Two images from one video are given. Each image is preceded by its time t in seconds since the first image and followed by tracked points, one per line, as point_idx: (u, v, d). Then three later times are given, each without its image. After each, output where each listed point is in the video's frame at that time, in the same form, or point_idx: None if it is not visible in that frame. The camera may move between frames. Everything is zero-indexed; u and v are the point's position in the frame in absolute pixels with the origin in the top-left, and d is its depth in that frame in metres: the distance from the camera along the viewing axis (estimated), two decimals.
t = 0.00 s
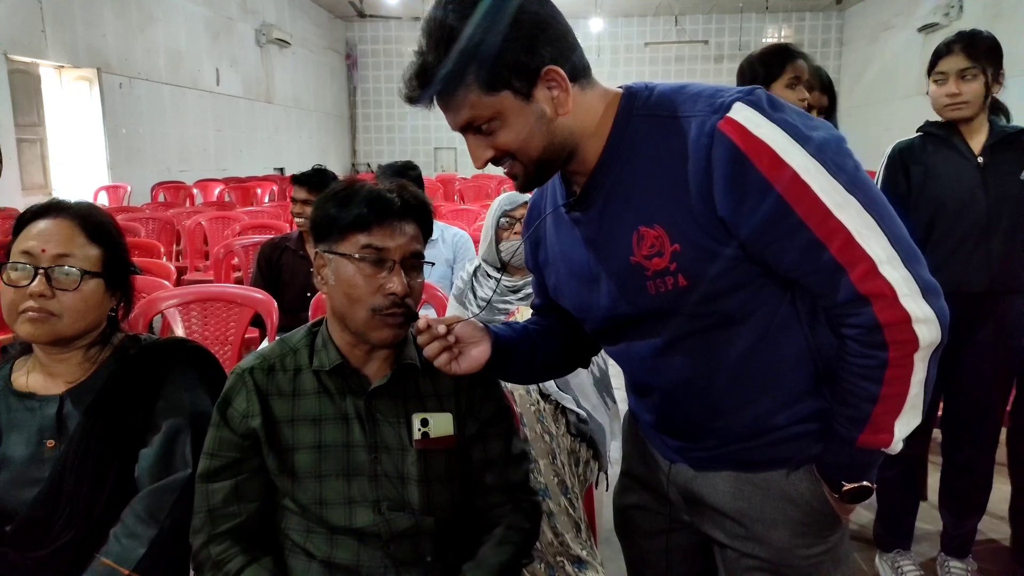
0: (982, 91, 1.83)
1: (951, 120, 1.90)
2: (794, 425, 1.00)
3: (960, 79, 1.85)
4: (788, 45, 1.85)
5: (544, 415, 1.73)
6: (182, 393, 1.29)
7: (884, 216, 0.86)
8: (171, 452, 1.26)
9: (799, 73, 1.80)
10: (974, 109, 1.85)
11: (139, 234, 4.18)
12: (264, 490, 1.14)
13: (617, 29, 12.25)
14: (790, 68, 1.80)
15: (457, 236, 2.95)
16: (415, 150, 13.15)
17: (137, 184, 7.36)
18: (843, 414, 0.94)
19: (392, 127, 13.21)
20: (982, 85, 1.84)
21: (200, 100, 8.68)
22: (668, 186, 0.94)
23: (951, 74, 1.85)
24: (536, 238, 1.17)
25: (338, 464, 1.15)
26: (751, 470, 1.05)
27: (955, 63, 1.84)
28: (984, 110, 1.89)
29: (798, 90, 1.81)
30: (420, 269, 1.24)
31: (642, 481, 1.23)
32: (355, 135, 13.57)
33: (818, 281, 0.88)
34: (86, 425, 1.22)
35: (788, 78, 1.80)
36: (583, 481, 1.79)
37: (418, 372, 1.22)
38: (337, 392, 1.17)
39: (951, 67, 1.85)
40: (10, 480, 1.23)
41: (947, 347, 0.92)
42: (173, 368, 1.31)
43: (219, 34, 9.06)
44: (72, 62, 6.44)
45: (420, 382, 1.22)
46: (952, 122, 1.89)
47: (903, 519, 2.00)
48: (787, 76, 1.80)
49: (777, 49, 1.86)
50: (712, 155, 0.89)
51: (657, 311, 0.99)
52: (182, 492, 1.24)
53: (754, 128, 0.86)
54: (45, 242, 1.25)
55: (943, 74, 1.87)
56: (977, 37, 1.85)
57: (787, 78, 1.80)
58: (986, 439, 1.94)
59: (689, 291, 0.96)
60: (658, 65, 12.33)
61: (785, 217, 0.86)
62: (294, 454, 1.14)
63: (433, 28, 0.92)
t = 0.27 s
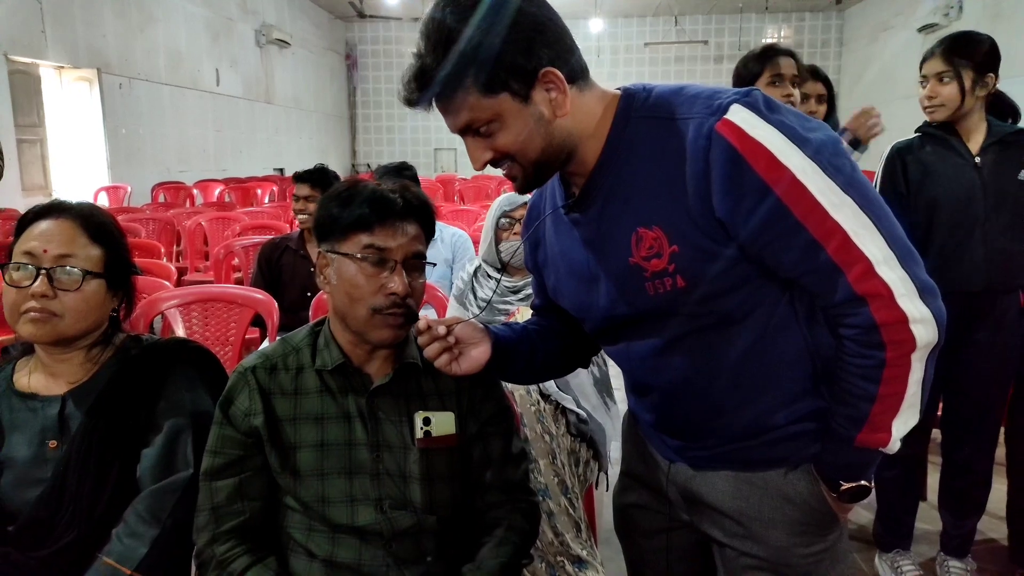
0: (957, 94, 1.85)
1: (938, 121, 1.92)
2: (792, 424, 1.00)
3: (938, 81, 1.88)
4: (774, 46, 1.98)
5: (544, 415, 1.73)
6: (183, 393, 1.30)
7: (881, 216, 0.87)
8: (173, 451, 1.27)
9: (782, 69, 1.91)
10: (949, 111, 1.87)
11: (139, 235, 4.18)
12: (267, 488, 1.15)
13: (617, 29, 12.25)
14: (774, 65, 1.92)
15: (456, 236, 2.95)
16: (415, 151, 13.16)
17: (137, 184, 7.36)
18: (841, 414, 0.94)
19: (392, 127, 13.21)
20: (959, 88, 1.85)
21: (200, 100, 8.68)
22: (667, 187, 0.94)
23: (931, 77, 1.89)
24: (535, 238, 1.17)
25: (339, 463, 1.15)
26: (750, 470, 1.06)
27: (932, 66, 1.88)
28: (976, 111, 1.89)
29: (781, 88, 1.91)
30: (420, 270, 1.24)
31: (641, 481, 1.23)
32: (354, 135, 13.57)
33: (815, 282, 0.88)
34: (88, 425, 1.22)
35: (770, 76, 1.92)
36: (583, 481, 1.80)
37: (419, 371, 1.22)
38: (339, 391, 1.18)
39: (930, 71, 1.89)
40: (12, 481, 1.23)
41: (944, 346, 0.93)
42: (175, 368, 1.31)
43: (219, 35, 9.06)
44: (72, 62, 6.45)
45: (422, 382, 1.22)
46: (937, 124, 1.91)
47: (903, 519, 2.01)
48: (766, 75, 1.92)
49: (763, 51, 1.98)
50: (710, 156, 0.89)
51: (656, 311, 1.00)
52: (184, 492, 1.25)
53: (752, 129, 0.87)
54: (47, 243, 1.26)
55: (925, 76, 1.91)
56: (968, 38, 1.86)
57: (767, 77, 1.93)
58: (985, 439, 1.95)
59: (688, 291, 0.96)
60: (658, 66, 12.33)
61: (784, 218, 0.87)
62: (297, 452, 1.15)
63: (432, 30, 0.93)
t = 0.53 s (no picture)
0: (956, 91, 1.85)
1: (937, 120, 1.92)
2: (794, 423, 1.00)
3: (936, 79, 1.88)
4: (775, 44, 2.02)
5: (545, 413, 1.73)
6: (185, 392, 1.30)
7: (883, 214, 0.86)
8: (174, 450, 1.27)
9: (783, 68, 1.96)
10: (947, 109, 1.87)
11: (140, 234, 4.18)
12: (266, 486, 1.15)
13: (617, 27, 12.23)
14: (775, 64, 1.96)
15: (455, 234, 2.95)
16: (415, 149, 13.15)
17: (138, 183, 7.36)
18: (843, 412, 0.94)
19: (392, 125, 13.21)
20: (957, 85, 1.85)
21: (201, 99, 8.68)
22: (668, 186, 0.94)
23: (928, 75, 1.89)
24: (536, 237, 1.17)
25: (340, 461, 1.15)
26: (752, 469, 1.06)
27: (930, 64, 1.88)
28: (974, 109, 1.88)
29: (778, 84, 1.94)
30: (421, 269, 1.24)
31: (643, 480, 1.23)
32: (355, 134, 13.57)
33: (817, 280, 0.88)
34: (89, 424, 1.22)
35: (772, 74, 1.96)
36: (585, 479, 1.80)
37: (421, 370, 1.22)
38: (340, 390, 1.18)
39: (929, 69, 1.89)
40: (13, 479, 1.23)
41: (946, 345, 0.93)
42: (176, 366, 1.31)
43: (219, 33, 9.05)
44: (72, 61, 6.45)
45: (424, 380, 1.22)
46: (935, 122, 1.91)
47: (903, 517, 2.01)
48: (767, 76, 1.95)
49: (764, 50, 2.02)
50: (711, 155, 0.89)
51: (658, 310, 1.00)
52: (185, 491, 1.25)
53: (753, 128, 0.87)
54: (48, 241, 1.25)
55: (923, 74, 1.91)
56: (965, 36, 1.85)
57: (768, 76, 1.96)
58: (987, 438, 1.94)
59: (689, 290, 0.96)
60: (658, 64, 12.32)
61: (786, 217, 0.87)
62: (297, 451, 1.15)
63: (432, 29, 0.93)
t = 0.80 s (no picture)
0: (961, 90, 1.84)
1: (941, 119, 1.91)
2: (796, 424, 1.00)
3: (941, 78, 1.87)
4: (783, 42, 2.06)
5: (546, 413, 1.73)
6: (186, 391, 1.30)
7: (887, 214, 0.86)
8: (176, 449, 1.27)
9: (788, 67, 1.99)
10: (952, 108, 1.86)
11: (140, 232, 4.17)
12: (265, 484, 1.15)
13: (618, 26, 12.21)
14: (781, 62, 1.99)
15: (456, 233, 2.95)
16: (415, 148, 13.14)
17: (138, 182, 7.36)
18: (846, 413, 0.94)
19: (392, 124, 13.21)
20: (963, 84, 1.84)
21: (201, 98, 8.67)
22: (671, 186, 0.94)
23: (933, 74, 1.89)
24: (538, 237, 1.17)
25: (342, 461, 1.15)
26: (755, 470, 1.05)
27: (934, 63, 1.88)
28: (979, 108, 1.87)
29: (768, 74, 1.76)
30: (424, 272, 1.23)
31: (645, 480, 1.23)
32: (355, 133, 13.56)
33: (819, 280, 0.88)
34: (90, 424, 1.22)
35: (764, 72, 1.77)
36: (586, 479, 1.80)
37: (423, 370, 1.22)
38: (341, 390, 1.17)
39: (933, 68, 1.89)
40: (14, 480, 1.23)
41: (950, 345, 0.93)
42: (177, 367, 1.31)
43: (220, 32, 9.05)
44: (73, 59, 6.44)
45: (425, 380, 1.22)
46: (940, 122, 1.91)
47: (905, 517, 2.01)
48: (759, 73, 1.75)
49: (771, 46, 2.06)
50: (714, 154, 0.89)
51: (660, 310, 1.00)
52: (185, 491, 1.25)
53: (756, 127, 0.86)
54: (49, 241, 1.25)
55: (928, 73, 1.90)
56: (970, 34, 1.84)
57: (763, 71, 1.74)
58: (989, 438, 1.94)
59: (691, 290, 0.96)
60: (659, 63, 12.31)
61: (789, 217, 0.86)
62: (298, 451, 1.15)
63: (433, 28, 0.93)
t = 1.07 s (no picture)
0: (969, 89, 1.83)
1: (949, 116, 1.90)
2: (802, 425, 0.99)
3: (949, 75, 1.86)
4: (790, 37, 2.04)
5: (548, 413, 1.71)
6: (187, 392, 1.30)
7: (894, 214, 0.85)
8: (177, 450, 1.27)
9: (793, 66, 1.99)
10: (959, 106, 1.86)
11: (140, 231, 4.16)
12: (266, 485, 1.14)
13: (618, 24, 12.19)
14: (786, 62, 1.99)
15: (457, 231, 2.95)
16: (415, 146, 13.13)
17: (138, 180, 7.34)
18: (852, 414, 0.93)
19: (392, 122, 13.19)
20: (971, 82, 1.83)
21: (201, 95, 8.66)
22: (676, 186, 0.93)
23: (943, 71, 1.87)
24: (541, 237, 1.16)
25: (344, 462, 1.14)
26: (759, 471, 1.05)
27: (944, 60, 1.86)
28: (987, 106, 1.86)
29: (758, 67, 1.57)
30: (427, 275, 1.23)
31: (648, 481, 1.22)
32: (355, 131, 13.55)
33: (826, 281, 0.87)
34: (90, 424, 1.21)
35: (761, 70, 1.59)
36: (588, 479, 1.80)
37: (426, 370, 1.22)
38: (343, 390, 1.17)
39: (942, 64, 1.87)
40: (14, 481, 1.22)
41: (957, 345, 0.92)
42: (178, 368, 1.31)
43: (219, 30, 9.03)
44: (72, 57, 6.42)
45: (428, 381, 1.21)
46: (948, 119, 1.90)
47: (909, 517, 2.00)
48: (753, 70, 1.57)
49: (778, 43, 2.05)
50: (720, 153, 0.88)
51: (665, 311, 0.99)
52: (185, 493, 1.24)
53: (762, 126, 0.85)
54: (49, 240, 1.24)
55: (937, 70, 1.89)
56: (980, 32, 1.83)
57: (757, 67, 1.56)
58: (993, 437, 1.93)
59: (697, 291, 0.95)
60: (659, 60, 12.29)
61: (795, 217, 0.85)
62: (301, 453, 1.14)
63: (435, 27, 0.92)
